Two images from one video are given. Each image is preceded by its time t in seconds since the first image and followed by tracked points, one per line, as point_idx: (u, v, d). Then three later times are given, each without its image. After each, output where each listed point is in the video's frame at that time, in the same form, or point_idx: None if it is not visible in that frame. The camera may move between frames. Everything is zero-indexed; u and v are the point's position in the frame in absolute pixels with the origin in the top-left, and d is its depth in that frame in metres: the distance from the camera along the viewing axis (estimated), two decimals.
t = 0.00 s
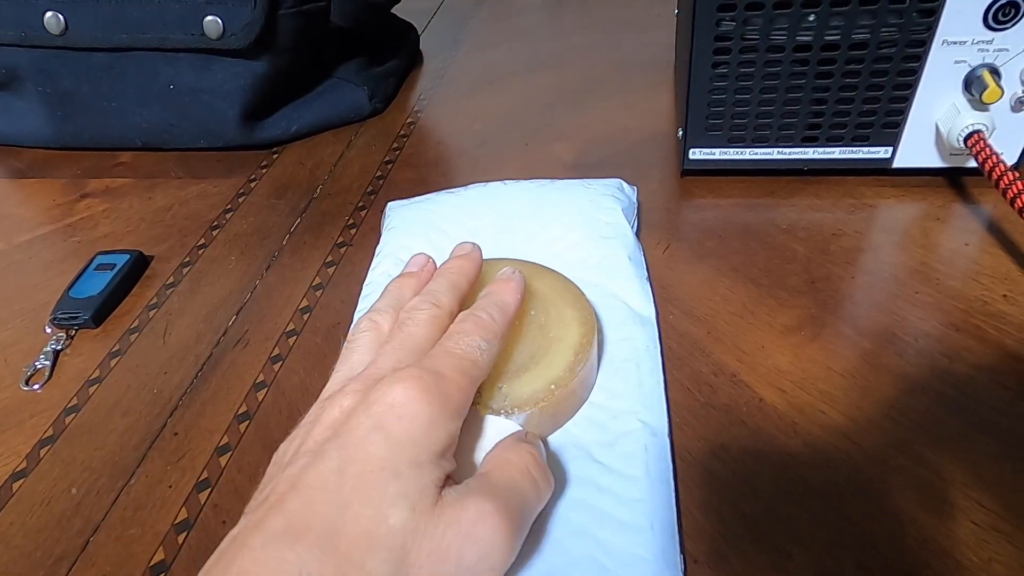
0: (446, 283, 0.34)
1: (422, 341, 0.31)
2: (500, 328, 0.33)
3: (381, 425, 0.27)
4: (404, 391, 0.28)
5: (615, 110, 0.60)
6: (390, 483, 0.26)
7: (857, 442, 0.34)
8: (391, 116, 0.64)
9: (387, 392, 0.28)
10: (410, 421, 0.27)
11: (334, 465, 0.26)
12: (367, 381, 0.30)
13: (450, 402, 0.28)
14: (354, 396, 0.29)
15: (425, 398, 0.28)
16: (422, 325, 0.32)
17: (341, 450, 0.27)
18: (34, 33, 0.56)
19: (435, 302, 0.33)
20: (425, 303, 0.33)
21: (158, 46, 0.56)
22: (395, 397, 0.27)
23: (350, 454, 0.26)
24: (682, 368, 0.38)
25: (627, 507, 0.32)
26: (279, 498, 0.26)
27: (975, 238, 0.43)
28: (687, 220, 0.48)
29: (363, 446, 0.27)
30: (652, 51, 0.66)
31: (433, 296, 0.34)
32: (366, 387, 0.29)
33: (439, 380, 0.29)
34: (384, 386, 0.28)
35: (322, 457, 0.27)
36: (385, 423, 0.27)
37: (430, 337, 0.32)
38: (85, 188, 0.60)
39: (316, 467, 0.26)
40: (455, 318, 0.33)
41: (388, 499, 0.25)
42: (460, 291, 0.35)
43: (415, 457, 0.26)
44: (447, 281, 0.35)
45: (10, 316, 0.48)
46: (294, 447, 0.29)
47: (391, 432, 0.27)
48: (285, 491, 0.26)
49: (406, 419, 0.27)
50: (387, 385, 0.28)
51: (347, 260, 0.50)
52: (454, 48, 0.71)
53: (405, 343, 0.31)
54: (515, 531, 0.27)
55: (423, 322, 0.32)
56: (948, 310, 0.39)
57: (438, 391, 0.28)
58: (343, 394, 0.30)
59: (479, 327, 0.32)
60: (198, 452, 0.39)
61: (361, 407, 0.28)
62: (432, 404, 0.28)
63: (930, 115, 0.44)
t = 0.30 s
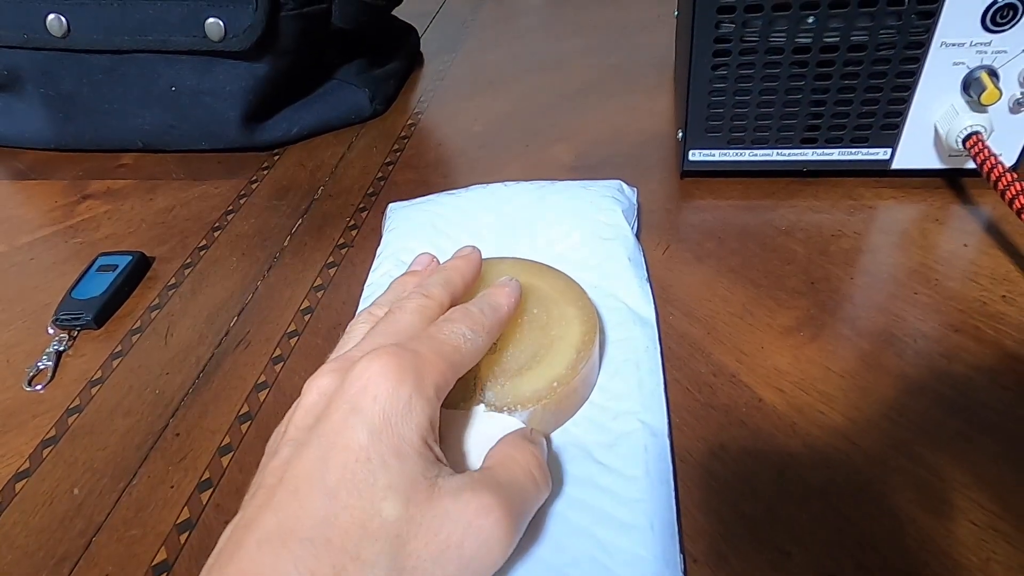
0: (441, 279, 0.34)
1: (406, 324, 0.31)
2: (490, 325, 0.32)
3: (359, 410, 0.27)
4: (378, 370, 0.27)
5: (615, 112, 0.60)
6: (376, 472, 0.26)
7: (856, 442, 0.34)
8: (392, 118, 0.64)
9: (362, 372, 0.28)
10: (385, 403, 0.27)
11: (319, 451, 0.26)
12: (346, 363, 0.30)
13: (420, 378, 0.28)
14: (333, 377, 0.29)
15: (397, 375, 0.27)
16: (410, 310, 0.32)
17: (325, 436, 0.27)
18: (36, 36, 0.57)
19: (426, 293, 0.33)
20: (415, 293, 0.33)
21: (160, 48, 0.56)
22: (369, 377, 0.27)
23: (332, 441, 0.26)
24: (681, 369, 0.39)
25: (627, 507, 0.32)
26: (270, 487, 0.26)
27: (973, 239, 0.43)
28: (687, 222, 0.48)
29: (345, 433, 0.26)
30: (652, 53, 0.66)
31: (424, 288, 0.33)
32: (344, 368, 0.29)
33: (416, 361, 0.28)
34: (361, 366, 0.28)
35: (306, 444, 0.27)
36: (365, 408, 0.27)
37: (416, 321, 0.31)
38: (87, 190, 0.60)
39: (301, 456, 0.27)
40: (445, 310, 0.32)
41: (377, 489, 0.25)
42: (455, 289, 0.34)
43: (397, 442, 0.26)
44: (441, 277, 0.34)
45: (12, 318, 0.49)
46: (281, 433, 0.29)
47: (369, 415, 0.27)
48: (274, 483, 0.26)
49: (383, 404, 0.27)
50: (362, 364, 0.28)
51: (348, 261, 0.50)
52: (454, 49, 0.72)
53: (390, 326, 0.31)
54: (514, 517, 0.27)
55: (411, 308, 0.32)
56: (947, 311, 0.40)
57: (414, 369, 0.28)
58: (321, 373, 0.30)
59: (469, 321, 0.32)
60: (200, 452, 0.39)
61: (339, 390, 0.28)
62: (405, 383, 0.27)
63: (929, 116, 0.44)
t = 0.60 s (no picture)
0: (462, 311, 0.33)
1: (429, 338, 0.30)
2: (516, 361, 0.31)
3: (409, 432, 0.23)
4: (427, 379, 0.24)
5: (614, 113, 0.60)
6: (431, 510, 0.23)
7: (855, 443, 0.34)
8: (391, 120, 0.64)
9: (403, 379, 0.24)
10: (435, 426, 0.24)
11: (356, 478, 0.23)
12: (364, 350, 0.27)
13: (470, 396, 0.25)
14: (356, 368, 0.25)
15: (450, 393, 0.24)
16: (433, 325, 0.30)
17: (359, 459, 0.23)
18: (35, 38, 0.57)
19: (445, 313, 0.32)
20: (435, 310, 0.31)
21: (159, 50, 0.56)
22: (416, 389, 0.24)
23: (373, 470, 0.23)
24: (680, 371, 0.39)
25: (627, 509, 0.32)
26: (296, 518, 0.23)
27: (972, 241, 0.43)
28: (686, 223, 0.48)
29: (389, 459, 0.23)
30: (650, 55, 0.66)
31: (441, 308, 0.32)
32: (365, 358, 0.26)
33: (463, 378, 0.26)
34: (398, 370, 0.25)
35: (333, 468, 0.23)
36: (415, 430, 0.23)
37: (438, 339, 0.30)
38: (86, 192, 0.60)
39: (332, 476, 0.23)
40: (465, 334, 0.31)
41: (433, 528, 0.23)
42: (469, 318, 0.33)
43: (447, 472, 0.24)
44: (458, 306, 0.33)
45: (11, 320, 0.48)
46: (286, 430, 0.25)
47: (419, 441, 0.23)
48: (299, 514, 0.23)
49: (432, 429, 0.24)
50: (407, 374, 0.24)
51: (347, 263, 0.50)
52: (453, 51, 0.72)
53: (412, 332, 0.29)
54: (530, 538, 0.27)
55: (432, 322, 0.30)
56: (945, 313, 0.40)
57: (463, 385, 0.25)
58: (336, 355, 0.26)
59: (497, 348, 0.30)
60: (199, 455, 0.39)
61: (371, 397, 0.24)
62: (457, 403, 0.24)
63: (927, 118, 0.44)
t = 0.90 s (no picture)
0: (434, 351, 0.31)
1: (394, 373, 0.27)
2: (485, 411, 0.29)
3: (363, 447, 0.22)
4: (386, 391, 0.23)
5: (599, 125, 0.60)
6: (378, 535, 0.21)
7: (834, 457, 0.35)
8: (377, 132, 0.64)
9: (362, 396, 0.23)
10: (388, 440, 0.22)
11: (294, 487, 0.21)
12: (326, 368, 0.25)
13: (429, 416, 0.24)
14: (313, 382, 0.24)
15: (411, 411, 0.23)
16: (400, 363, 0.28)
17: (303, 467, 0.22)
18: (18, 52, 0.56)
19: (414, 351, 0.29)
20: (404, 345, 0.29)
21: (143, 64, 0.56)
22: (375, 407, 0.23)
23: (316, 481, 0.21)
24: (663, 385, 0.39)
25: (608, 526, 0.32)
26: (214, 524, 0.21)
27: (950, 253, 0.44)
28: (670, 236, 0.48)
29: (337, 477, 0.21)
30: (635, 67, 0.67)
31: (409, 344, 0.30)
32: (324, 374, 0.25)
33: (428, 405, 0.24)
34: (356, 385, 0.23)
35: (268, 476, 0.22)
36: (371, 447, 0.22)
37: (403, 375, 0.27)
38: (70, 206, 0.60)
39: (267, 483, 0.21)
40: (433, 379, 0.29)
41: (371, 558, 0.20)
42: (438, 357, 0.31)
43: (396, 498, 0.22)
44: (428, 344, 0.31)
45: None
46: (224, 436, 0.24)
47: (371, 459, 0.22)
48: (220, 520, 0.21)
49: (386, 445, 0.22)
50: (368, 386, 0.23)
51: (332, 277, 0.50)
52: (439, 63, 0.72)
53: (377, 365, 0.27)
54: None
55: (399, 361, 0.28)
56: (924, 325, 0.40)
57: (426, 409, 0.24)
58: (292, 368, 0.24)
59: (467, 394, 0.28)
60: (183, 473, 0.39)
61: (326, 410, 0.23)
62: (417, 421, 0.23)
63: (905, 131, 0.44)
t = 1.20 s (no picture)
0: (418, 468, 0.30)
1: (388, 514, 0.26)
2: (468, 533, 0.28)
3: None
4: None
5: (595, 134, 0.61)
6: None
7: (827, 463, 0.35)
8: (375, 142, 0.65)
9: None
10: None
11: None
12: (336, 545, 0.24)
13: None
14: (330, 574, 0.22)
15: None
16: (393, 500, 0.27)
17: None
18: (20, 65, 0.57)
19: (402, 478, 0.28)
20: (393, 474, 0.28)
21: (144, 77, 0.57)
22: None
23: None
24: (658, 392, 0.39)
25: (604, 532, 0.33)
26: None
27: (941, 259, 0.44)
28: (665, 244, 0.49)
29: None
30: (631, 76, 0.68)
31: (394, 471, 0.29)
32: (339, 560, 0.23)
33: None
34: None
35: None
36: None
37: (398, 516, 0.27)
38: (72, 217, 0.60)
39: None
40: (421, 503, 0.28)
41: None
42: (421, 476, 0.30)
43: None
44: (410, 458, 0.30)
45: None
46: None
47: None
48: None
49: None
50: None
51: (331, 287, 0.51)
52: (437, 73, 0.73)
53: (370, 513, 0.26)
54: None
55: (391, 496, 0.27)
56: (916, 331, 0.41)
57: None
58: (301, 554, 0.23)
59: (457, 525, 0.28)
60: (184, 482, 0.39)
61: None
62: None
63: (896, 140, 0.45)
